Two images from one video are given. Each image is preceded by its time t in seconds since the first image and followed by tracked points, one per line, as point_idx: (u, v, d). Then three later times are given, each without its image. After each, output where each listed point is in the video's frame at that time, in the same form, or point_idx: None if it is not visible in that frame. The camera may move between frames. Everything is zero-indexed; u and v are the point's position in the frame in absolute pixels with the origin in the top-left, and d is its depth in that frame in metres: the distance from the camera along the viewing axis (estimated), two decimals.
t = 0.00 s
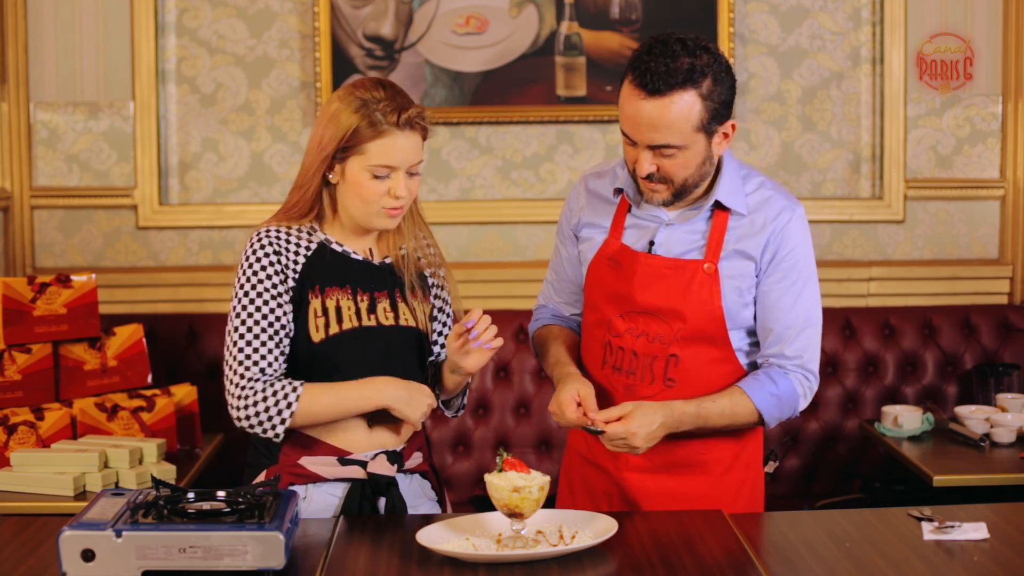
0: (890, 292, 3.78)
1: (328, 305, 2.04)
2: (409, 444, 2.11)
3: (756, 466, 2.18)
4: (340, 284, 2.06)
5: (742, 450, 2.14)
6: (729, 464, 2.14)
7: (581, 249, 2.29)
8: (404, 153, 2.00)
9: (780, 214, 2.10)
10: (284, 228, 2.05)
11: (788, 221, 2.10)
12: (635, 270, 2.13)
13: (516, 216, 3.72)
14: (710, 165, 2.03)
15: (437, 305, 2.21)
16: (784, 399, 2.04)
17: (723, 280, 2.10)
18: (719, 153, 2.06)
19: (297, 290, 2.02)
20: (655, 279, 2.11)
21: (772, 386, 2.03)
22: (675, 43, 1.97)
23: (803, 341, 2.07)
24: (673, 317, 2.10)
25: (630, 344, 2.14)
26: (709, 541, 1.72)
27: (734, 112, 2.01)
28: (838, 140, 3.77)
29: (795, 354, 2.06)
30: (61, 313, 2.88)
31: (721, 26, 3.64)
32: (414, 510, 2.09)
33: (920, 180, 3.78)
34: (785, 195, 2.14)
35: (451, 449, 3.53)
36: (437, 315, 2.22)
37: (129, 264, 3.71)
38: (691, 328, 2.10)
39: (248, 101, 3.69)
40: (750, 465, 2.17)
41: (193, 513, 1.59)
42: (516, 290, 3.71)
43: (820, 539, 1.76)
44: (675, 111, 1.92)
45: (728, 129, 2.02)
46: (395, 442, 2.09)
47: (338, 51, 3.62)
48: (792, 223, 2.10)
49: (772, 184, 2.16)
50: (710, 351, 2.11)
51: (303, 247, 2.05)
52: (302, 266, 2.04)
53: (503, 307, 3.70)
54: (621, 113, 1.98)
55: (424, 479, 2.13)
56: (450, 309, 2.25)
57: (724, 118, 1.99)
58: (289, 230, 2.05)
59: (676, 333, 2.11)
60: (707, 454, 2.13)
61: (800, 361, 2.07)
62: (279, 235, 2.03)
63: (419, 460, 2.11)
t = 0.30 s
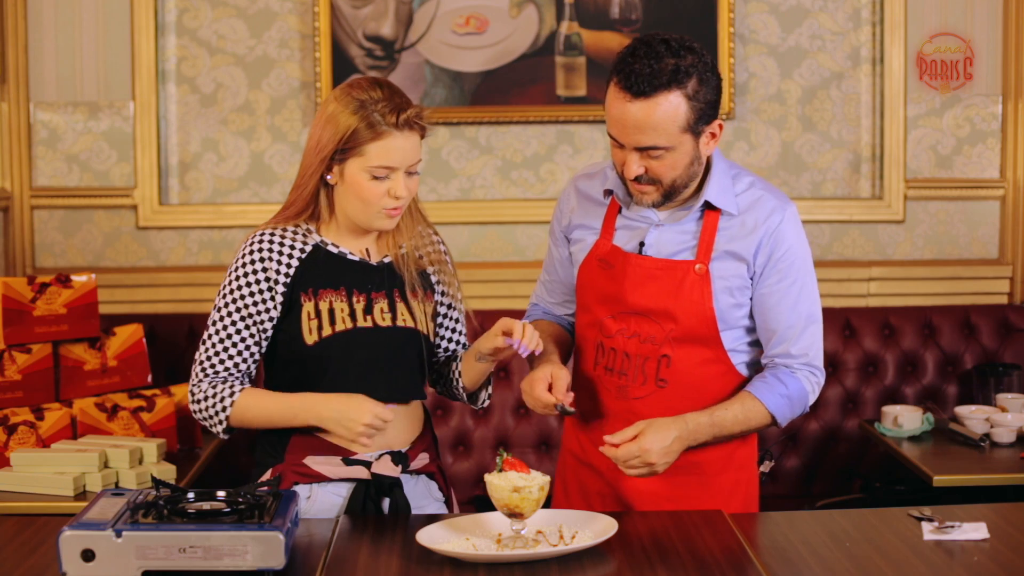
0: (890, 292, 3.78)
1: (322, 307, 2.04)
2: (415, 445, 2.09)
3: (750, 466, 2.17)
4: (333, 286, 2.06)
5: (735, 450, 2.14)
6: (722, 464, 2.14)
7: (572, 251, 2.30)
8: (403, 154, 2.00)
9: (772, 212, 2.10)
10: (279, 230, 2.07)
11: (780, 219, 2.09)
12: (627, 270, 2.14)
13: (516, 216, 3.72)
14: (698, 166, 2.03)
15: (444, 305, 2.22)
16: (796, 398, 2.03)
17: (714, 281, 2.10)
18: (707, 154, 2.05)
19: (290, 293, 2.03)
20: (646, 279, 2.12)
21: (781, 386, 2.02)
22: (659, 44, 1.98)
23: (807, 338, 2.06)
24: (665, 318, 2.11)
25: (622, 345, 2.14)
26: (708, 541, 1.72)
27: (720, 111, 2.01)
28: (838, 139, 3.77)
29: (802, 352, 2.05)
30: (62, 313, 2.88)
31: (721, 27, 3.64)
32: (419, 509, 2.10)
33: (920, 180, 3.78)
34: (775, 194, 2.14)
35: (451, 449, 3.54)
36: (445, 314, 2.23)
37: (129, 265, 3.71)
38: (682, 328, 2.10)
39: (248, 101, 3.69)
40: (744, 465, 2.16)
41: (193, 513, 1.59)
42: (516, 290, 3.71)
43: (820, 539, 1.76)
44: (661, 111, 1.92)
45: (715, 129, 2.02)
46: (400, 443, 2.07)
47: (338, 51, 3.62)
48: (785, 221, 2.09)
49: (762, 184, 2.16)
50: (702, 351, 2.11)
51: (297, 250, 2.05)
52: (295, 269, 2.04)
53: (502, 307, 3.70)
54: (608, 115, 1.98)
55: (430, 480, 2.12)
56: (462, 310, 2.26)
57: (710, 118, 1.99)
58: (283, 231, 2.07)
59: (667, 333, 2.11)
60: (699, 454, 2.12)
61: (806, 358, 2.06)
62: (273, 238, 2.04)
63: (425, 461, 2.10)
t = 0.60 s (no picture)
0: (890, 292, 3.78)
1: (317, 308, 2.04)
2: (417, 446, 2.09)
3: (745, 465, 2.18)
4: (329, 286, 2.06)
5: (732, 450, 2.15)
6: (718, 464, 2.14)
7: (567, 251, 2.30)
8: (400, 158, 1.99)
9: (768, 212, 2.10)
10: (275, 231, 2.08)
11: (778, 219, 2.09)
12: (622, 271, 2.13)
13: (516, 216, 3.72)
14: (691, 168, 2.03)
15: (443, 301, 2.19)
16: (808, 393, 2.04)
17: (710, 282, 2.10)
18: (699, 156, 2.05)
19: (285, 294, 2.04)
20: (642, 280, 2.12)
21: (793, 383, 2.03)
22: (650, 45, 1.98)
23: (813, 333, 2.07)
24: (661, 318, 2.11)
25: (618, 346, 2.14)
26: (708, 540, 1.72)
27: (712, 112, 2.01)
28: (839, 139, 3.77)
29: (810, 348, 2.07)
30: (62, 313, 2.88)
31: (721, 27, 3.64)
32: (421, 510, 2.09)
33: (920, 180, 3.78)
34: (770, 193, 2.14)
35: (451, 448, 3.54)
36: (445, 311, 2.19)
37: (128, 265, 3.71)
38: (678, 328, 2.10)
39: (248, 101, 3.69)
40: (739, 464, 2.17)
41: (193, 513, 1.59)
42: (515, 290, 3.71)
43: (820, 539, 1.76)
44: (651, 112, 1.92)
45: (707, 131, 2.02)
46: (403, 443, 2.08)
47: (338, 51, 3.62)
48: (782, 221, 2.10)
49: (757, 183, 2.16)
50: (698, 351, 2.11)
51: (291, 250, 2.06)
52: (290, 269, 2.05)
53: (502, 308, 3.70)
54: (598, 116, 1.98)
55: (433, 481, 2.11)
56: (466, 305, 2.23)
57: (702, 119, 1.99)
58: (280, 231, 2.08)
59: (663, 334, 2.11)
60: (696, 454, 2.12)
61: (814, 353, 2.07)
62: (269, 238, 2.06)
63: (428, 462, 2.09)
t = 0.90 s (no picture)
0: (890, 292, 3.78)
1: (315, 309, 2.04)
2: (413, 447, 2.09)
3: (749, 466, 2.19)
4: (327, 288, 2.06)
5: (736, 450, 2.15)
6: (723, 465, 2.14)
7: (570, 252, 2.30)
8: (398, 162, 2.00)
9: (774, 212, 2.10)
10: (276, 231, 2.07)
11: (784, 218, 2.10)
12: (628, 271, 2.13)
13: (516, 216, 3.72)
14: (692, 168, 2.02)
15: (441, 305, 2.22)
16: (818, 391, 2.05)
17: (717, 282, 2.10)
18: (702, 157, 2.05)
19: (284, 295, 2.04)
20: (648, 279, 2.12)
21: (803, 382, 2.04)
22: (657, 42, 1.98)
23: (821, 332, 2.08)
24: (668, 318, 2.10)
25: (624, 346, 2.14)
26: (709, 540, 1.72)
27: (715, 113, 2.01)
28: (839, 139, 3.77)
29: (818, 346, 2.08)
30: (62, 313, 2.88)
31: (721, 27, 3.64)
32: (419, 511, 2.08)
33: (921, 180, 3.78)
34: (775, 193, 2.14)
35: (451, 449, 3.54)
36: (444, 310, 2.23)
37: (129, 264, 3.71)
38: (684, 328, 2.10)
39: (248, 101, 3.69)
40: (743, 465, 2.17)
41: (193, 513, 1.59)
42: (515, 290, 3.71)
43: (820, 539, 1.76)
44: (654, 108, 1.92)
45: (710, 132, 2.02)
46: (398, 445, 2.08)
47: (338, 51, 3.62)
48: (788, 220, 2.10)
49: (761, 183, 2.17)
50: (704, 352, 2.11)
51: (290, 251, 2.05)
52: (290, 270, 2.04)
53: (502, 308, 3.70)
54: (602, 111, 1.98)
55: (431, 481, 2.10)
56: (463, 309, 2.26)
57: (705, 120, 1.99)
58: (279, 233, 2.07)
59: (669, 334, 2.11)
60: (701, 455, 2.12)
61: (822, 351, 2.08)
62: (269, 237, 2.06)
63: (425, 463, 2.09)
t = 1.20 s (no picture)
0: (890, 292, 3.78)
1: (316, 309, 2.04)
2: (411, 445, 2.10)
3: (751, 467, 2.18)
4: (328, 288, 2.06)
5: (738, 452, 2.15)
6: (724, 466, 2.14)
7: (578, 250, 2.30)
8: (397, 164, 2.00)
9: (780, 212, 2.10)
10: (273, 232, 2.06)
11: (790, 220, 2.09)
12: (632, 270, 2.13)
13: (516, 216, 3.72)
14: (695, 165, 2.02)
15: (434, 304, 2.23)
16: (820, 395, 2.04)
17: (721, 281, 2.10)
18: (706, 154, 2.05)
19: (284, 295, 2.03)
20: (652, 278, 2.12)
21: (805, 385, 2.03)
22: (663, 37, 1.99)
23: (825, 335, 2.07)
24: (671, 317, 2.11)
25: (628, 344, 2.14)
26: (709, 540, 1.72)
27: (720, 110, 2.01)
28: (839, 139, 3.77)
29: (821, 350, 2.06)
30: (62, 313, 2.88)
31: (721, 27, 3.64)
32: (417, 510, 2.09)
33: (920, 180, 3.78)
34: (782, 194, 2.14)
35: (451, 449, 3.53)
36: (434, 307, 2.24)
37: (129, 265, 3.71)
38: (687, 327, 2.10)
39: (248, 101, 3.69)
40: (745, 466, 2.17)
41: (193, 513, 1.59)
42: (515, 290, 3.71)
43: (820, 539, 1.76)
44: (656, 101, 1.93)
45: (714, 129, 2.01)
46: (396, 443, 2.09)
47: (338, 51, 3.62)
48: (793, 222, 2.10)
49: (769, 184, 2.16)
50: (706, 352, 2.11)
51: (289, 251, 2.05)
52: (289, 270, 2.04)
53: (502, 308, 3.70)
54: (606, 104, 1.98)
55: (428, 479, 2.11)
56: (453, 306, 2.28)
57: (709, 117, 1.99)
58: (277, 233, 2.06)
59: (673, 333, 2.11)
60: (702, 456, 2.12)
61: (825, 355, 2.07)
62: (267, 239, 2.05)
63: (422, 461, 2.10)
